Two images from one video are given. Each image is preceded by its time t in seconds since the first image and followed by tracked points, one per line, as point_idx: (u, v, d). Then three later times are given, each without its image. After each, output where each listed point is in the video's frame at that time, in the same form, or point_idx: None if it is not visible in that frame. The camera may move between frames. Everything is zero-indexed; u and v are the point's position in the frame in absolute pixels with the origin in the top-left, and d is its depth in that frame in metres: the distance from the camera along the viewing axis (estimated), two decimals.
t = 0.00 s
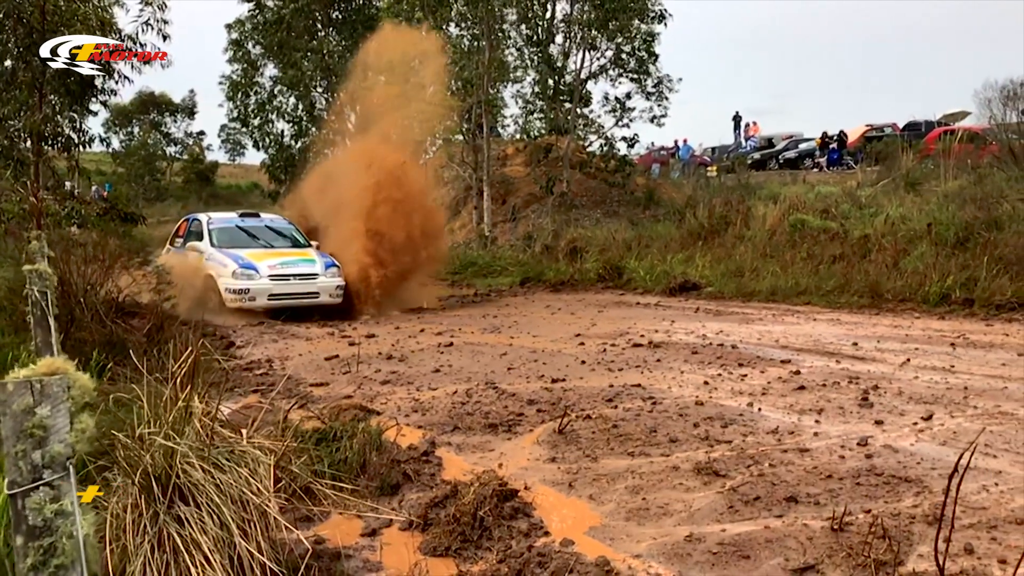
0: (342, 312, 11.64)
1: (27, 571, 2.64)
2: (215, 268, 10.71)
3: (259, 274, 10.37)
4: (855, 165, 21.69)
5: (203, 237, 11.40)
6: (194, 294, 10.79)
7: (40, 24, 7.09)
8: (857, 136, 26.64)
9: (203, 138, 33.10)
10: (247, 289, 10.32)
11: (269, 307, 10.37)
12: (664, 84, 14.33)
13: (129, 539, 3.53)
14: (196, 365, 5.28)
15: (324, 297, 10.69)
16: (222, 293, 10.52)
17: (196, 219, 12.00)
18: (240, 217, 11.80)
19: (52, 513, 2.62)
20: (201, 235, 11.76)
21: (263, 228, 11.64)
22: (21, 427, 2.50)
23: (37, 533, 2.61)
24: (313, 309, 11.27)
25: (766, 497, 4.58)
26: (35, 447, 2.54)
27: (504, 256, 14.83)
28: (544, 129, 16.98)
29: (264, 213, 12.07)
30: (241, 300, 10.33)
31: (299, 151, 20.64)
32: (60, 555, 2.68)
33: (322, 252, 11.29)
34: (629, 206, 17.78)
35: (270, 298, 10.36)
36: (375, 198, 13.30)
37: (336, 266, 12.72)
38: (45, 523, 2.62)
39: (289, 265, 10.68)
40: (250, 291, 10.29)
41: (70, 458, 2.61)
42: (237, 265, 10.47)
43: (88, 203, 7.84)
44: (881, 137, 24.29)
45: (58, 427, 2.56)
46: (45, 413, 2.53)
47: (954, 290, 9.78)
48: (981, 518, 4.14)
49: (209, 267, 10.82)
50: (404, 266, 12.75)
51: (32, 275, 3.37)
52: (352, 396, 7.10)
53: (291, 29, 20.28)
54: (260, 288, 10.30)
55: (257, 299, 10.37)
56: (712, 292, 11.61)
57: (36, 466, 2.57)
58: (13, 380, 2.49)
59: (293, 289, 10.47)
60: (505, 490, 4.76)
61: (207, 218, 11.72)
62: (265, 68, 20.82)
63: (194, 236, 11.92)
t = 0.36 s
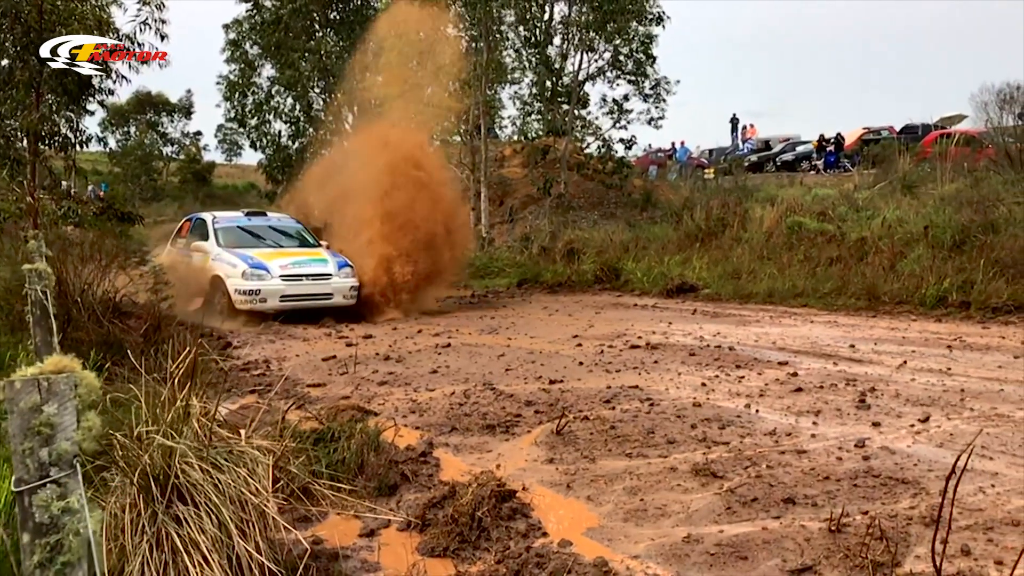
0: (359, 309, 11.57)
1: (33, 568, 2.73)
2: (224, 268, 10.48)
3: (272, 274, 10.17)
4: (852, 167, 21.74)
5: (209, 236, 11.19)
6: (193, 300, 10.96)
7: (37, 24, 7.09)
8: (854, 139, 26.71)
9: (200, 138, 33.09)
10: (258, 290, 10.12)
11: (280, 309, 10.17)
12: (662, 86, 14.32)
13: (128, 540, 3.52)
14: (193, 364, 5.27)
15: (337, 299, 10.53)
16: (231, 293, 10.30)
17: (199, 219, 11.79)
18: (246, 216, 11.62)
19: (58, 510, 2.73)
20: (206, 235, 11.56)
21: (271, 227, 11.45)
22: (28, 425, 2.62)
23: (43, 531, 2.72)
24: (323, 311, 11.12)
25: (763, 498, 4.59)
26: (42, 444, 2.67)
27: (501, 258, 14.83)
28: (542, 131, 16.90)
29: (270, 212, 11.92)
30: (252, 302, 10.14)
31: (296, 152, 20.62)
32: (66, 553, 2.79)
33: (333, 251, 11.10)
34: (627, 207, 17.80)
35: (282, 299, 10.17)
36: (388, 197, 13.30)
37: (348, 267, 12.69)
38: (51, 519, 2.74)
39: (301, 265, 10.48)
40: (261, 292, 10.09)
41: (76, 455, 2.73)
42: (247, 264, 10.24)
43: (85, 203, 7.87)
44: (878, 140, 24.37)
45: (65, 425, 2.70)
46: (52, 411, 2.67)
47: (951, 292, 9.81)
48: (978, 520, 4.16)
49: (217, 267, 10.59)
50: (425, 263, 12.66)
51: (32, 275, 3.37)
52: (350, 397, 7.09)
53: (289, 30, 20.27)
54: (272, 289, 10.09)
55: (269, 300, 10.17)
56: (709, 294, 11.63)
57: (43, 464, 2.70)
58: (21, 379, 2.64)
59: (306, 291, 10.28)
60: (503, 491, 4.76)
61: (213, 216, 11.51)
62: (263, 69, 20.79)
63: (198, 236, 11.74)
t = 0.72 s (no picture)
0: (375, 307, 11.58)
1: (42, 562, 2.67)
2: (235, 267, 10.34)
3: (287, 273, 10.03)
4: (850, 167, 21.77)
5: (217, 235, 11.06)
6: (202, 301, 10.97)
7: (35, 21, 7.11)
8: (851, 138, 26.75)
9: (196, 136, 33.04)
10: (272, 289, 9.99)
11: (295, 308, 10.03)
12: (660, 85, 14.29)
13: (128, 537, 3.51)
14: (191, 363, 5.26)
15: (354, 298, 10.39)
16: (244, 293, 10.17)
17: (205, 216, 11.66)
18: (254, 213, 11.50)
19: (67, 506, 2.63)
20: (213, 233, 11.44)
21: (281, 225, 11.32)
22: (37, 421, 2.52)
23: (52, 526, 2.63)
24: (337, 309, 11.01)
25: (761, 496, 4.61)
26: (50, 441, 2.55)
27: (498, 256, 14.84)
28: (539, 130, 16.71)
29: (279, 208, 11.83)
30: (266, 302, 10.00)
31: (293, 150, 20.57)
32: (74, 548, 2.69)
33: (348, 249, 10.97)
34: (624, 206, 17.83)
35: (297, 299, 10.04)
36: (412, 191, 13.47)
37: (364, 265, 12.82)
38: (60, 515, 2.64)
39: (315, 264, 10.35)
40: (275, 292, 9.96)
41: (84, 451, 2.62)
42: (260, 263, 10.11)
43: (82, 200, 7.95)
44: (875, 139, 24.40)
45: (74, 421, 2.57)
46: (61, 407, 2.55)
47: (948, 292, 9.83)
48: (975, 518, 4.17)
49: (228, 267, 10.46)
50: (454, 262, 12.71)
51: (32, 273, 3.36)
52: (348, 395, 7.10)
53: (286, 28, 20.14)
54: (286, 288, 9.96)
55: (283, 300, 10.03)
56: (707, 293, 11.65)
57: (51, 459, 2.58)
58: (29, 375, 2.54)
59: (321, 289, 10.14)
60: (502, 489, 4.78)
61: (220, 214, 11.42)
62: (259, 67, 20.73)
63: (204, 234, 11.61)
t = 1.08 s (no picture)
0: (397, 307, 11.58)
1: (52, 558, 2.65)
2: (251, 267, 10.08)
3: (304, 272, 9.77)
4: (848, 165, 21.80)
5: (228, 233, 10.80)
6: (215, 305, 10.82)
7: (33, 20, 7.11)
8: (849, 137, 26.79)
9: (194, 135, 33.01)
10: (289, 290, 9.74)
11: (313, 309, 9.78)
12: (658, 83, 14.29)
13: (128, 536, 3.52)
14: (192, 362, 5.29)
15: (373, 298, 10.11)
16: (259, 294, 9.91)
17: (215, 214, 11.41)
18: (266, 210, 11.24)
19: (77, 502, 2.61)
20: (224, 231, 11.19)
21: (294, 222, 11.06)
22: (47, 418, 2.52)
23: (62, 522, 2.62)
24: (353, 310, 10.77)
25: (760, 494, 4.62)
26: (61, 438, 2.56)
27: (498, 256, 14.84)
28: (537, 128, 16.63)
29: (292, 205, 11.58)
30: (283, 304, 9.75)
31: (291, 149, 20.56)
32: (84, 544, 2.68)
33: (366, 247, 10.69)
34: (623, 205, 17.86)
35: (315, 300, 9.78)
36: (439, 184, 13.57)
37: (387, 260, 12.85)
38: (69, 512, 2.62)
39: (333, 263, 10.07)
40: (293, 293, 9.70)
41: (95, 448, 2.62)
42: (277, 262, 9.85)
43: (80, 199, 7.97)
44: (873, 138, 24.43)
45: (84, 419, 2.58)
46: (71, 405, 2.55)
47: (946, 290, 9.85)
48: (974, 515, 4.19)
49: (242, 267, 10.19)
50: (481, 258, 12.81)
51: (33, 273, 3.46)
52: (348, 394, 7.11)
53: (285, 26, 20.21)
54: (304, 289, 9.70)
55: (301, 301, 9.78)
56: (705, 292, 11.66)
57: (61, 457, 2.59)
58: (39, 373, 2.54)
59: (340, 290, 9.87)
60: (503, 487, 4.79)
61: (230, 210, 11.18)
62: (258, 66, 20.71)
63: (214, 232, 11.35)
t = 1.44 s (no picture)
0: (419, 304, 11.21)
1: (60, 555, 2.60)
2: (266, 266, 9.61)
3: (325, 271, 9.32)
4: (845, 165, 21.85)
5: (240, 231, 10.34)
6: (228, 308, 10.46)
7: (30, 21, 7.11)
8: (845, 137, 26.86)
9: (191, 135, 33.01)
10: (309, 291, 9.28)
11: (335, 310, 9.33)
12: (655, 84, 14.27)
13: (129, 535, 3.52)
14: (190, 363, 5.30)
15: (396, 297, 9.68)
16: (277, 295, 9.45)
17: (224, 211, 10.96)
18: (278, 207, 10.81)
19: (85, 499, 2.56)
20: (234, 229, 10.73)
21: (308, 220, 10.63)
22: (54, 415, 2.46)
23: (69, 519, 2.56)
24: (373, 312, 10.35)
25: (758, 492, 4.64)
26: (69, 436, 2.49)
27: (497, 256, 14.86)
28: (535, 128, 16.51)
29: (305, 202, 11.17)
30: (302, 305, 9.30)
31: (289, 149, 20.55)
32: (93, 541, 2.62)
33: (385, 245, 10.27)
34: (621, 205, 17.90)
35: (336, 300, 9.32)
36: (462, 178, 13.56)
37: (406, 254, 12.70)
38: (78, 509, 2.57)
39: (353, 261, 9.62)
40: (313, 293, 9.25)
41: (102, 446, 2.56)
42: (296, 261, 9.40)
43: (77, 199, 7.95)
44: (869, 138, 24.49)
45: (91, 416, 2.51)
46: (78, 402, 2.48)
47: (943, 289, 9.88)
48: (972, 513, 4.21)
49: (257, 267, 9.73)
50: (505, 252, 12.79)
51: (34, 272, 3.46)
52: (347, 393, 7.13)
53: (282, 27, 20.22)
54: (324, 289, 9.24)
55: (321, 301, 9.33)
56: (703, 291, 11.70)
57: (69, 454, 2.52)
58: (48, 369, 2.47)
59: (362, 289, 9.42)
60: (502, 485, 4.81)
61: (242, 208, 10.72)
62: (256, 66, 20.73)
63: (224, 230, 10.88)
